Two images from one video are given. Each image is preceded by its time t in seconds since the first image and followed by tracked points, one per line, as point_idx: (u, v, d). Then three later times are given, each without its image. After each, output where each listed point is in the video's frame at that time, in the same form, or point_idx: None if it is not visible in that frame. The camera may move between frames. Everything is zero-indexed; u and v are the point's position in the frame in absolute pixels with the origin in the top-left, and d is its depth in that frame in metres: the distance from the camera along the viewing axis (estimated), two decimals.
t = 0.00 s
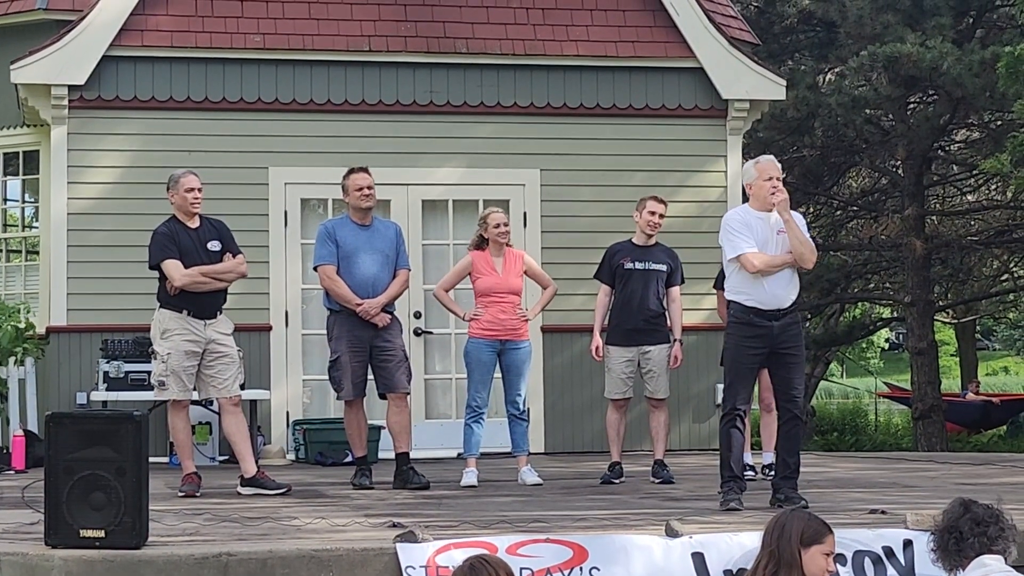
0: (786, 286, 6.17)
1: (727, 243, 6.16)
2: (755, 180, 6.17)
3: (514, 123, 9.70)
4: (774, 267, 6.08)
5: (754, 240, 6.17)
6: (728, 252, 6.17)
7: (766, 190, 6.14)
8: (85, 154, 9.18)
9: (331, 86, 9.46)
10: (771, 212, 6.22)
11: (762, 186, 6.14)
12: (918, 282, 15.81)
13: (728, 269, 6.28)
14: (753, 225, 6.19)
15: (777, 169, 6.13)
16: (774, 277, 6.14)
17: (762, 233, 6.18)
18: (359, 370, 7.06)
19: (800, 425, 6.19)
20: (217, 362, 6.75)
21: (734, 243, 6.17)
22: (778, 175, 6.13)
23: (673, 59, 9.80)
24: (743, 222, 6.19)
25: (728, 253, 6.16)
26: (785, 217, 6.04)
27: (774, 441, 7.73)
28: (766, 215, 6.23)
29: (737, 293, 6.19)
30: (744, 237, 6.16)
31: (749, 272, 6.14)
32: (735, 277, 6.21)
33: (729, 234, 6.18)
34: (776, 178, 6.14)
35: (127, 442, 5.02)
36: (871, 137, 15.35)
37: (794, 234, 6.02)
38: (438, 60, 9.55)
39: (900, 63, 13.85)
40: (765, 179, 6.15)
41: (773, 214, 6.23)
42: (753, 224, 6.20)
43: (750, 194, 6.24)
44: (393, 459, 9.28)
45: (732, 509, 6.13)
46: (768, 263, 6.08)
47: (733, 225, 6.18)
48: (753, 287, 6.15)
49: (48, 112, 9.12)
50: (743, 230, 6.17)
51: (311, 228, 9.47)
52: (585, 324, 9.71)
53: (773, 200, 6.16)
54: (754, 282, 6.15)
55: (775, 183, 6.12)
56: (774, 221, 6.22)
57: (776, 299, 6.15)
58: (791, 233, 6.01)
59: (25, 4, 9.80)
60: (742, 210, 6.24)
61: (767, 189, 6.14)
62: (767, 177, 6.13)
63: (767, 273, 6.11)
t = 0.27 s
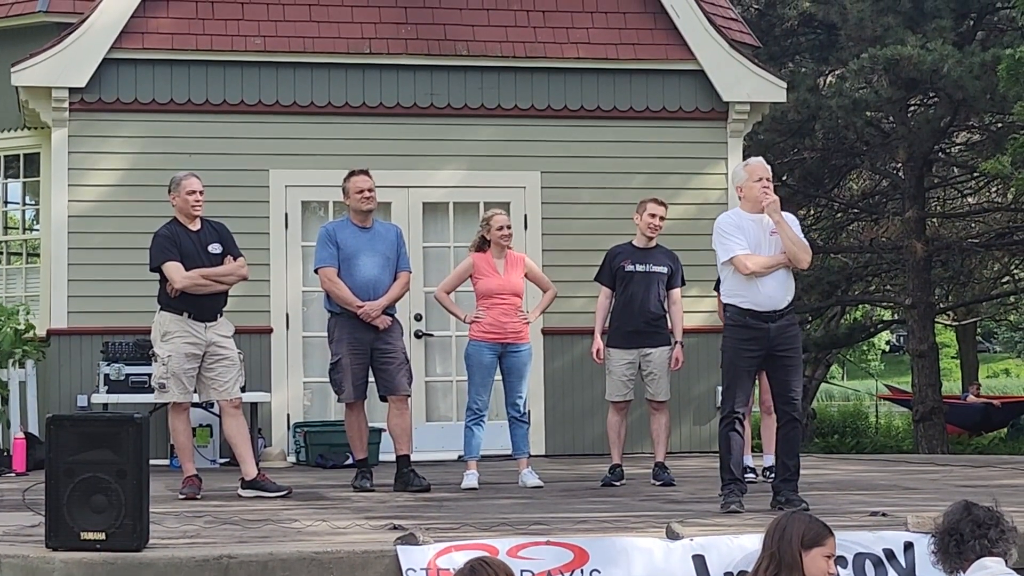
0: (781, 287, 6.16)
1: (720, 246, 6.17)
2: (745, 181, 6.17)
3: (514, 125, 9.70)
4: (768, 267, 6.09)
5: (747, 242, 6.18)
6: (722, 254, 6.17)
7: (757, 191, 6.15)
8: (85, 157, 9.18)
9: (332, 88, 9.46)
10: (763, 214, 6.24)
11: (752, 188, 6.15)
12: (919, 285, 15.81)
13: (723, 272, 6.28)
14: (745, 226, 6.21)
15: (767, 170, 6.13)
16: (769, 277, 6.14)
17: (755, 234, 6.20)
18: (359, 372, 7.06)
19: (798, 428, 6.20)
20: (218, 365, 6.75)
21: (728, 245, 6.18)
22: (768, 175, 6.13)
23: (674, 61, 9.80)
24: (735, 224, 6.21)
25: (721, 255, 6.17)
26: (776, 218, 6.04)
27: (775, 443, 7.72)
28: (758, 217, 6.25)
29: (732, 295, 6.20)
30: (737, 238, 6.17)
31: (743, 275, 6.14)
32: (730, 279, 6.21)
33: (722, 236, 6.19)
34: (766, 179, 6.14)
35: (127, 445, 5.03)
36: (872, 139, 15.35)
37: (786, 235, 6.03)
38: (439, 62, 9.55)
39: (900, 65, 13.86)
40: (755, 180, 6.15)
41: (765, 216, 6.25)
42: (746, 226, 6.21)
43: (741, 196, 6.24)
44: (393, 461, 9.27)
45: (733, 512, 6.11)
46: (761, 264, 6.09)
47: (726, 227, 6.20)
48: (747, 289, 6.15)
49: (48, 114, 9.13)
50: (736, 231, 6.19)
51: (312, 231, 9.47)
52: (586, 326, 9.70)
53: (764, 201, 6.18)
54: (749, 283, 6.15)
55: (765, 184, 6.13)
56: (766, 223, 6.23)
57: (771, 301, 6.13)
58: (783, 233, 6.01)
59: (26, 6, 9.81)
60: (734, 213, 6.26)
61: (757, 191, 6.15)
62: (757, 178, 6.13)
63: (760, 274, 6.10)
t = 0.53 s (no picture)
0: (780, 289, 6.16)
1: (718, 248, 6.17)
2: (743, 183, 6.17)
3: (515, 127, 9.70)
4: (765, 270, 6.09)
5: (746, 244, 6.18)
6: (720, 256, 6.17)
7: (754, 193, 6.15)
8: (86, 159, 9.18)
9: (332, 90, 9.46)
10: (761, 216, 6.24)
11: (750, 190, 6.15)
12: (919, 286, 15.83)
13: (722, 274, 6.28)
14: (744, 228, 6.21)
15: (764, 172, 6.13)
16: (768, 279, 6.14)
17: (753, 236, 6.20)
18: (360, 374, 7.05)
19: (798, 429, 6.20)
20: (218, 367, 6.75)
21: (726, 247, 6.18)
22: (766, 177, 6.13)
23: (675, 63, 9.80)
24: (733, 226, 6.21)
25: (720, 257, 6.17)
26: (774, 220, 6.05)
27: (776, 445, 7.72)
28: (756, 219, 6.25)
29: (732, 298, 6.20)
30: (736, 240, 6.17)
31: (741, 277, 6.14)
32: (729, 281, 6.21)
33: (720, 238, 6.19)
34: (763, 181, 6.14)
35: (128, 446, 5.04)
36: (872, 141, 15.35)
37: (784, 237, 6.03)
38: (440, 64, 9.56)
39: (901, 66, 13.86)
40: (753, 182, 6.15)
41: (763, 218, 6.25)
42: (744, 228, 6.21)
43: (739, 198, 6.24)
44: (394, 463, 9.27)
45: (733, 514, 6.11)
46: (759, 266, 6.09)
47: (724, 230, 6.20)
48: (747, 291, 6.15)
49: (49, 116, 9.13)
50: (734, 234, 6.19)
51: (312, 233, 9.47)
52: (587, 328, 9.70)
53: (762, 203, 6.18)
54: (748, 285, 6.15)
55: (762, 186, 6.14)
56: (765, 225, 6.23)
57: (771, 303, 6.13)
58: (782, 235, 6.02)
59: (27, 8, 9.81)
60: (732, 215, 6.26)
61: (755, 193, 6.15)
62: (754, 180, 6.13)
63: (760, 276, 6.10)
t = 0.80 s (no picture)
0: (781, 291, 6.16)
1: (720, 248, 6.16)
2: (744, 185, 6.18)
3: (516, 129, 9.70)
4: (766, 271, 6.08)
5: (748, 245, 6.18)
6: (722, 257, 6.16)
7: (755, 195, 6.16)
8: (88, 160, 9.18)
9: (333, 92, 9.46)
10: (763, 218, 6.24)
11: (751, 192, 6.16)
12: (920, 288, 15.86)
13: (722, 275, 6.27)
14: (745, 230, 6.21)
15: (766, 174, 6.15)
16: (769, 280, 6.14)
17: (754, 237, 6.20)
18: (362, 376, 7.06)
19: (799, 431, 6.20)
20: (220, 368, 6.76)
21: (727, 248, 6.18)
22: (767, 179, 6.15)
23: (676, 65, 9.80)
24: (735, 227, 6.21)
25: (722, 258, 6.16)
26: (775, 222, 6.05)
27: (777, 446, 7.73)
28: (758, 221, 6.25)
29: (732, 299, 6.19)
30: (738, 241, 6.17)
31: (743, 278, 6.14)
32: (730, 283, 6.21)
33: (722, 239, 6.18)
34: (765, 183, 6.16)
35: (129, 447, 5.04)
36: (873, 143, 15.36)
37: (786, 238, 6.03)
38: (441, 66, 9.56)
39: (902, 68, 13.87)
40: (754, 184, 6.16)
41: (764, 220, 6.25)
42: (745, 230, 6.21)
43: (740, 200, 6.25)
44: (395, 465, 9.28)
45: (734, 516, 6.10)
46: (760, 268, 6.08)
47: (725, 232, 6.19)
48: (748, 293, 6.15)
49: (50, 118, 9.13)
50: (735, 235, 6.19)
51: (313, 235, 9.47)
52: (587, 330, 9.70)
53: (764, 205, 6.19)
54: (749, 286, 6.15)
55: (764, 188, 6.15)
56: (766, 227, 6.23)
57: (772, 304, 6.13)
58: (783, 237, 6.01)
59: (29, 11, 9.82)
60: (733, 217, 6.26)
61: (756, 195, 6.16)
62: (756, 182, 6.14)
63: (761, 278, 6.10)
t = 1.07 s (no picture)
0: (782, 292, 6.17)
1: (722, 250, 6.16)
2: (746, 187, 6.17)
3: (517, 130, 9.70)
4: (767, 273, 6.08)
5: (749, 246, 6.17)
6: (724, 258, 6.16)
7: (757, 197, 6.15)
8: (89, 162, 9.19)
9: (334, 93, 9.46)
10: (764, 219, 6.24)
11: (753, 194, 6.15)
12: (921, 289, 15.85)
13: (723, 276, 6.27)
14: (747, 231, 6.20)
15: (768, 176, 6.14)
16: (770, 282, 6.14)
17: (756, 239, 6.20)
18: (363, 378, 7.06)
19: (801, 432, 6.19)
20: (221, 370, 6.75)
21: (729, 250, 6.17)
22: (769, 181, 6.14)
23: (676, 66, 9.80)
24: (737, 228, 6.20)
25: (723, 260, 6.16)
26: (777, 223, 6.04)
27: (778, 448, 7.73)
28: (759, 223, 6.25)
29: (734, 301, 6.19)
30: (740, 243, 6.16)
31: (744, 280, 6.13)
32: (732, 284, 6.21)
33: (724, 241, 6.18)
34: (766, 184, 6.15)
35: (131, 449, 5.04)
36: (875, 144, 15.44)
37: (788, 241, 6.02)
38: (441, 67, 9.56)
39: (904, 69, 13.87)
40: (756, 185, 6.15)
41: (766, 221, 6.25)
42: (747, 232, 6.21)
43: (742, 201, 6.24)
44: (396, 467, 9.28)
45: (737, 517, 6.12)
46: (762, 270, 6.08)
47: (728, 233, 6.18)
48: (750, 295, 6.14)
49: (51, 119, 9.13)
50: (737, 236, 6.18)
51: (315, 236, 9.47)
52: (589, 331, 9.70)
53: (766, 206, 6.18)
54: (750, 288, 6.15)
55: (766, 189, 6.14)
56: (768, 228, 6.23)
57: (773, 305, 6.14)
58: (785, 238, 6.01)
59: (30, 12, 9.82)
60: (735, 218, 6.26)
61: (758, 196, 6.15)
62: (758, 183, 6.13)
63: (762, 279, 6.10)
